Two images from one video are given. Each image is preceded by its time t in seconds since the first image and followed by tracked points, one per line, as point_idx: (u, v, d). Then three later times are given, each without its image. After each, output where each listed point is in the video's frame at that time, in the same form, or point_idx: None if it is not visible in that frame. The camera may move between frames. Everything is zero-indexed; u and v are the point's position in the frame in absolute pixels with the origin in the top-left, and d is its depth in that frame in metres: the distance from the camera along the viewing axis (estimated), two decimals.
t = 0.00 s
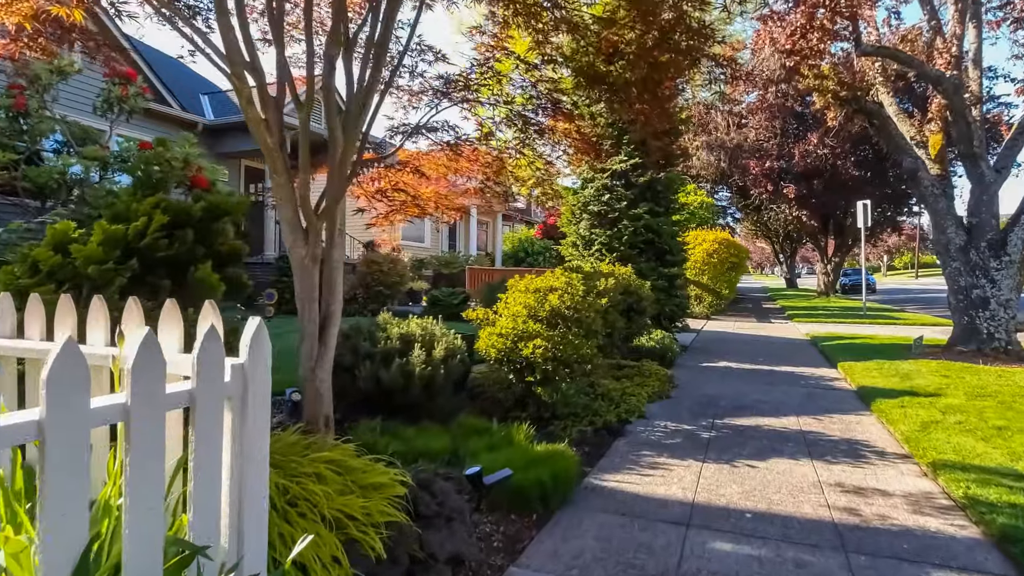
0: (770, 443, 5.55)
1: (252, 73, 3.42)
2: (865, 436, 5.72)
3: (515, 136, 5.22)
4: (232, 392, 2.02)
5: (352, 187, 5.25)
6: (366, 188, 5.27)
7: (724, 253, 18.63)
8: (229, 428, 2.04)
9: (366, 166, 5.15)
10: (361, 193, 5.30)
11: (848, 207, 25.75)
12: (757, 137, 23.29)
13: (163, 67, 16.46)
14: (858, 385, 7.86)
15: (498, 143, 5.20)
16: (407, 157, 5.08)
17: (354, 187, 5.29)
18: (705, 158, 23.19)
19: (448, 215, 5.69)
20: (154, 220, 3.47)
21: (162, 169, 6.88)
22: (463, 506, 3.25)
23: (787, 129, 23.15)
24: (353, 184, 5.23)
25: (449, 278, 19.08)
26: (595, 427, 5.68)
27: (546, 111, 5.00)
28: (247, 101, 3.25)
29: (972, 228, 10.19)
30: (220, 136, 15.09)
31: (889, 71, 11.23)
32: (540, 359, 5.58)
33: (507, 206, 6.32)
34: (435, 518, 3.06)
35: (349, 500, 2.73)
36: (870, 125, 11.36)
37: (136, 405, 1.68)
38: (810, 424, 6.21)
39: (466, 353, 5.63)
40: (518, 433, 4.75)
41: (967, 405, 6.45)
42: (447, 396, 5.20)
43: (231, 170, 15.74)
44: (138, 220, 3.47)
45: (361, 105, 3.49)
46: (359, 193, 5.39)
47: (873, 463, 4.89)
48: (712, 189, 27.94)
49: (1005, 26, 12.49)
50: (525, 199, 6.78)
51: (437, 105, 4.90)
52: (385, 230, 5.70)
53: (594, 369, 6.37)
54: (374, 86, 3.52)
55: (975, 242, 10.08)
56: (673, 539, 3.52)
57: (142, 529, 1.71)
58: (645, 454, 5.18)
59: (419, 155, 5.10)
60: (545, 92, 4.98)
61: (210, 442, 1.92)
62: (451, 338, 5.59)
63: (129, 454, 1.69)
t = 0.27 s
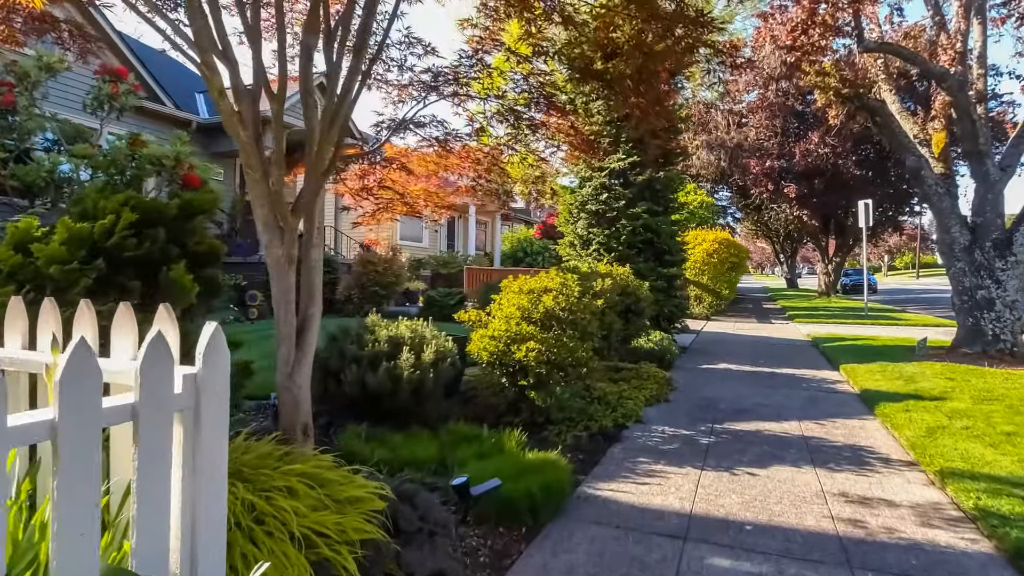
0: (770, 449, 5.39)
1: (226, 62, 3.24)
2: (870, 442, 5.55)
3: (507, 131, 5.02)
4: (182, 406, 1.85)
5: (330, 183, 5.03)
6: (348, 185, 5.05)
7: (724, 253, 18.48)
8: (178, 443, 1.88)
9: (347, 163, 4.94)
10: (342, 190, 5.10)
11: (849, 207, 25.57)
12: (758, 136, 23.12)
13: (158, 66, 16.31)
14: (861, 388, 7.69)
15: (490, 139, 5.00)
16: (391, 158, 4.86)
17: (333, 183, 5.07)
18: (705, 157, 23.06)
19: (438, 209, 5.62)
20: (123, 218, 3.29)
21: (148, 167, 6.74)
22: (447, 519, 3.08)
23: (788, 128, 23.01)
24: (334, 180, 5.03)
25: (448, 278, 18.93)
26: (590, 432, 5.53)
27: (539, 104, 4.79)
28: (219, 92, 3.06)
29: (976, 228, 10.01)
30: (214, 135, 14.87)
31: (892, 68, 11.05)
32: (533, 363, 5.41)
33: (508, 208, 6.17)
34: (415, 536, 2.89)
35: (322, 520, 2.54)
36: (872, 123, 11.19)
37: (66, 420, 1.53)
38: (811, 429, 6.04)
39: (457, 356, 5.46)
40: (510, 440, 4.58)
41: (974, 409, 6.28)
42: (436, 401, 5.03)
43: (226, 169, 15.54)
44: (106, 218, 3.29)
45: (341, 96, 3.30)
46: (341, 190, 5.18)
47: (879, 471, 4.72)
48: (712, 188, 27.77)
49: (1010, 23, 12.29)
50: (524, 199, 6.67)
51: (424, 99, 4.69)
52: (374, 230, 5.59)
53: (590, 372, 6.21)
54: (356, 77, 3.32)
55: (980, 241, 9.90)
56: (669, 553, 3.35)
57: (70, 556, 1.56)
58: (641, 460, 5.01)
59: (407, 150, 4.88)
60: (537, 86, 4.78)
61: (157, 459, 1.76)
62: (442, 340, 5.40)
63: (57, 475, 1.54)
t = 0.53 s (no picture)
0: (771, 455, 5.22)
1: (197, 50, 3.03)
2: (874, 448, 5.38)
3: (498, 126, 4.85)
4: (127, 421, 1.69)
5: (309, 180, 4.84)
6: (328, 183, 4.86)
7: (724, 252, 18.38)
8: (123, 461, 1.72)
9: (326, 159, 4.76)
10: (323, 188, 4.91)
11: (851, 206, 25.39)
12: (758, 135, 22.93)
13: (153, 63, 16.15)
14: (864, 391, 7.52)
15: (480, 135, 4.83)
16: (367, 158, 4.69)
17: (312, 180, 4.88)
18: (705, 156, 22.87)
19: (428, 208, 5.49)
20: (88, 216, 3.10)
21: (134, 165, 6.57)
22: (429, 534, 2.91)
23: (788, 127, 22.83)
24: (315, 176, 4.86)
25: (445, 278, 18.76)
26: (585, 438, 5.37)
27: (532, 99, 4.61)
28: (189, 83, 2.83)
29: (980, 227, 9.83)
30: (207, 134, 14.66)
31: (895, 65, 10.87)
32: (525, 366, 5.25)
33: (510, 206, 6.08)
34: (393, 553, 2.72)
35: (294, 537, 2.37)
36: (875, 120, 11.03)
37: None
38: (813, 434, 5.87)
39: (447, 359, 5.29)
40: (500, 446, 4.41)
41: (981, 414, 6.11)
42: (426, 405, 4.86)
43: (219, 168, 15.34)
44: (71, 216, 3.10)
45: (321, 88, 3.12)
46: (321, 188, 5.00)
47: (883, 479, 4.55)
48: (712, 188, 27.58)
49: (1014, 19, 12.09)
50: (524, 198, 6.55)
51: (411, 93, 4.49)
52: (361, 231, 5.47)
53: (585, 376, 6.05)
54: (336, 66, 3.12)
55: (984, 241, 9.72)
56: (665, 569, 3.18)
57: None
58: (638, 468, 4.84)
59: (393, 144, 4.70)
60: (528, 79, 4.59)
61: (96, 480, 1.60)
62: (432, 343, 5.23)
63: None
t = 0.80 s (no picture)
0: (773, 462, 5.05)
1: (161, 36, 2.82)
2: (879, 454, 5.20)
3: (488, 120, 4.68)
4: (58, 436, 1.55)
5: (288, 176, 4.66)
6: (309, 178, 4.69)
7: (724, 252, 18.16)
8: (53, 480, 1.58)
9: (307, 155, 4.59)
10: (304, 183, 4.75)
11: (852, 206, 25.21)
12: (759, 134, 22.76)
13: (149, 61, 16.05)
14: (867, 394, 7.34)
15: (471, 131, 4.65)
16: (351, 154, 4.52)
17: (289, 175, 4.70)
18: (705, 156, 22.72)
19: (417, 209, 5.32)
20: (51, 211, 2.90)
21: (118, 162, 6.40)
22: (411, 548, 2.74)
23: (789, 126, 22.67)
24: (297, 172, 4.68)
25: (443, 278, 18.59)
26: (580, 444, 5.19)
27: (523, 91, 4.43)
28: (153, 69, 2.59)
29: (985, 226, 9.65)
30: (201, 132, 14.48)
31: (898, 62, 10.71)
32: (518, 368, 5.07)
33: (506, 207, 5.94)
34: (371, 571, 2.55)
35: (263, 553, 2.18)
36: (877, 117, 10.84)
37: None
38: (816, 439, 5.70)
39: (438, 362, 5.11)
40: (491, 453, 4.23)
41: (989, 419, 5.93)
42: (415, 410, 4.68)
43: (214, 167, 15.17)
44: (32, 211, 2.90)
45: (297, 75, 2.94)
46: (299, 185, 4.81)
47: (890, 488, 4.38)
48: (712, 188, 27.40)
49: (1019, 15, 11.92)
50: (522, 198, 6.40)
51: (397, 85, 4.34)
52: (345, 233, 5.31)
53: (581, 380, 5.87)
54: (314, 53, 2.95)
55: (989, 241, 9.55)
56: None
57: None
58: (634, 475, 4.67)
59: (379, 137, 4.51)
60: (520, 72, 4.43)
61: (19, 503, 1.46)
62: (422, 346, 5.06)
63: None
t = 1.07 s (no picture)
0: (774, 468, 4.88)
1: (124, 22, 2.65)
2: (883, 460, 5.04)
3: (478, 115, 4.51)
4: None
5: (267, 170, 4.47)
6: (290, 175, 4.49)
7: (724, 252, 17.98)
8: None
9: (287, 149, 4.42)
10: (284, 180, 4.54)
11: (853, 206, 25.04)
12: (759, 133, 22.60)
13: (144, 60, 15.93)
14: (870, 397, 7.17)
15: (460, 126, 4.50)
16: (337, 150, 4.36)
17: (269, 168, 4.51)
18: (705, 155, 22.57)
19: (406, 207, 5.15)
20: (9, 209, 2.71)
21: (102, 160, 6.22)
22: (390, 565, 2.58)
23: (789, 125, 22.49)
24: (278, 165, 4.50)
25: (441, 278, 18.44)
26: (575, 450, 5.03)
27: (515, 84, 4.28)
28: (113, 54, 2.41)
29: (990, 226, 9.48)
30: (194, 131, 14.30)
31: (899, 59, 10.56)
32: (511, 372, 4.91)
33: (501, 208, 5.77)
34: None
35: None
36: (879, 114, 10.68)
37: None
38: (818, 444, 5.53)
39: (427, 366, 4.95)
40: (480, 462, 4.07)
41: (995, 423, 5.77)
42: (403, 416, 4.52)
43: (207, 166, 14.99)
44: None
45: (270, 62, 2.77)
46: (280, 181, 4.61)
47: (895, 496, 4.22)
48: (712, 188, 27.24)
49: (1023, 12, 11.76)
50: (519, 196, 6.26)
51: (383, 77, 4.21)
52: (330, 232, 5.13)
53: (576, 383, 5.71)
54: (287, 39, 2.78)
55: (993, 241, 9.38)
56: None
57: None
58: (630, 483, 4.50)
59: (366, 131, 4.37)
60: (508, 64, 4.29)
61: None
62: (411, 349, 4.89)
63: None
